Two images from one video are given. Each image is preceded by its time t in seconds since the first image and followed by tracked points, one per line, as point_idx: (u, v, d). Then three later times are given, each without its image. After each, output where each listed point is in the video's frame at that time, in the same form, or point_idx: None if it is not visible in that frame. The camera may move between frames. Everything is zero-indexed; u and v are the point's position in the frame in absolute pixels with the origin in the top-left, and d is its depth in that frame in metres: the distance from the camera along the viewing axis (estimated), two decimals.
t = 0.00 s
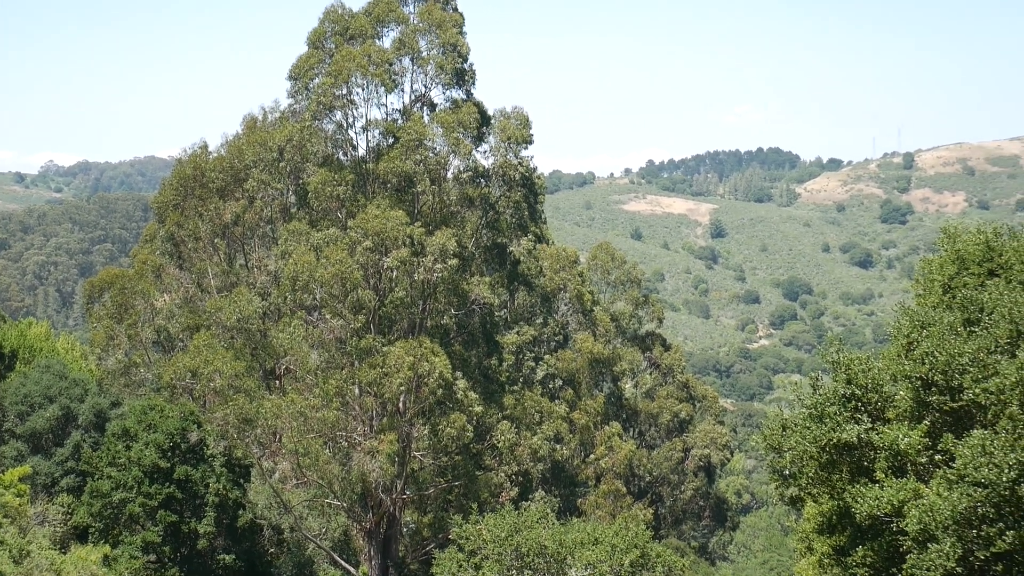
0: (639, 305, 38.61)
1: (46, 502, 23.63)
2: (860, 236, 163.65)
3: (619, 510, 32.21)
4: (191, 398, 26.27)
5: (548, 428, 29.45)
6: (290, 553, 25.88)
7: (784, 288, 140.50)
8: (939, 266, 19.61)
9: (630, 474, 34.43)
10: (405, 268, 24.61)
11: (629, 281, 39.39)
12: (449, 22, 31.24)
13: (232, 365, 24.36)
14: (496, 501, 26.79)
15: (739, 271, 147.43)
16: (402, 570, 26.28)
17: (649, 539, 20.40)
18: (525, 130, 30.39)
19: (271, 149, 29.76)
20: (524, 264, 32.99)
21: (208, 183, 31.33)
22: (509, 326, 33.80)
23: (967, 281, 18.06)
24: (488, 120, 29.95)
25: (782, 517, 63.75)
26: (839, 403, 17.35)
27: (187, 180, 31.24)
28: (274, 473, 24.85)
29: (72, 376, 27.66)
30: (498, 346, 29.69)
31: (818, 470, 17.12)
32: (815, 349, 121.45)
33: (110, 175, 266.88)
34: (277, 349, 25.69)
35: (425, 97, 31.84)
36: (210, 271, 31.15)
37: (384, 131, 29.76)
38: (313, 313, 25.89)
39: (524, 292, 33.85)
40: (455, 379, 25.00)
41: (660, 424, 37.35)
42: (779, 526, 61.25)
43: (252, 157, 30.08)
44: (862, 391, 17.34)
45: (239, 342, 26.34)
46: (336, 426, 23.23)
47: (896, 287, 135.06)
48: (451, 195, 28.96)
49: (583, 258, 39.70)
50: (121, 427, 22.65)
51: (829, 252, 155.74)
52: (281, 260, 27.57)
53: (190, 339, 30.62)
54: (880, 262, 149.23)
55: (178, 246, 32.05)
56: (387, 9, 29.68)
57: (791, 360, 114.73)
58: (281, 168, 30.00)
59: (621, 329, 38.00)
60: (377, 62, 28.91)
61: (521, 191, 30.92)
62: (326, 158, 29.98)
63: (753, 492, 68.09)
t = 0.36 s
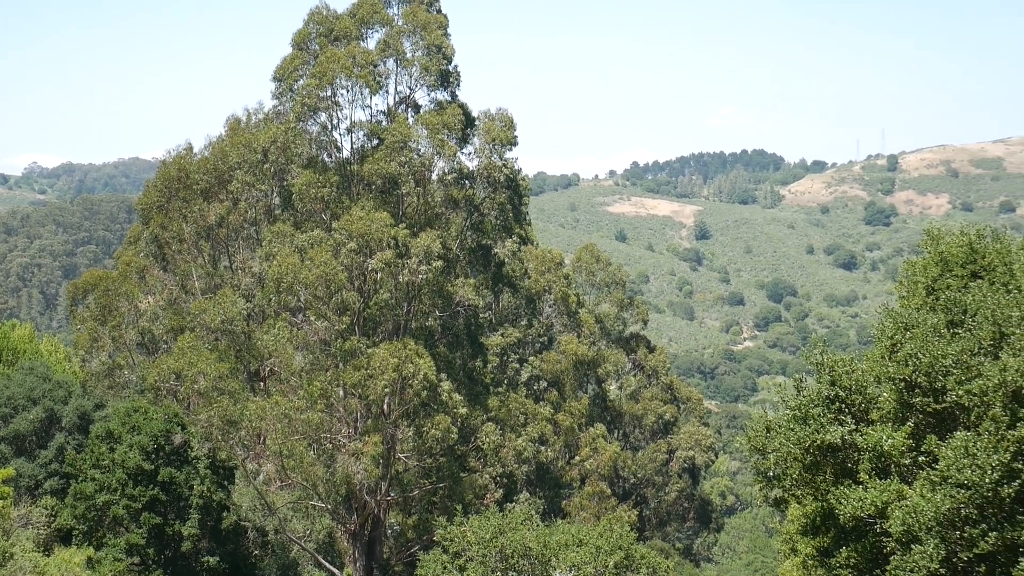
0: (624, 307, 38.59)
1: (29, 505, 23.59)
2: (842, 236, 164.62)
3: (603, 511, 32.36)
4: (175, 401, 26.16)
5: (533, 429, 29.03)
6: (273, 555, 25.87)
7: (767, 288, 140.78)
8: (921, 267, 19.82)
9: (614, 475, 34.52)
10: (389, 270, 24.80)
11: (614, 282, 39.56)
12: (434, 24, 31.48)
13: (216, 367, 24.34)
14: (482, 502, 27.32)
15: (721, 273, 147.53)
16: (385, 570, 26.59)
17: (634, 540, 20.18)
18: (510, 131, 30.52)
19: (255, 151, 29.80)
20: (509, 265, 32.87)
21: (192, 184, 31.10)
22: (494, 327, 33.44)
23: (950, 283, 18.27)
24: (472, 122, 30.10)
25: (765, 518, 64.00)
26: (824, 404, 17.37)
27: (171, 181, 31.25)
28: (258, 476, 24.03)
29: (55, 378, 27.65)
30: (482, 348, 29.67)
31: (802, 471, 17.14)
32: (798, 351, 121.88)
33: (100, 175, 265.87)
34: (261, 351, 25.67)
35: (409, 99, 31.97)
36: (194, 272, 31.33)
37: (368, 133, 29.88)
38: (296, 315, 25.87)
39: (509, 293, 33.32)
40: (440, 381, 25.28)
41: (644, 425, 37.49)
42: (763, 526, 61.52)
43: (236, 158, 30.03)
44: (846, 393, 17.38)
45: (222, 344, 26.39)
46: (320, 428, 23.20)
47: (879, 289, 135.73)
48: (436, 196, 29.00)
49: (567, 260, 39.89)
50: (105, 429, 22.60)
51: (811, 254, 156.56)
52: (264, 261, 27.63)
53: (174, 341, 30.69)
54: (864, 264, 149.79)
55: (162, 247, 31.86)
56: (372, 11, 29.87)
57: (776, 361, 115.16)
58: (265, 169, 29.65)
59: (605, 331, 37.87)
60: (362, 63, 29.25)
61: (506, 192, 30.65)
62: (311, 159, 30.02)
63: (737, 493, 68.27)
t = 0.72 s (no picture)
0: (608, 306, 38.76)
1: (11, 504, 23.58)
2: (825, 236, 165.34)
3: (586, 510, 32.41)
4: (158, 399, 26.33)
5: (517, 429, 29.82)
6: (256, 554, 26.07)
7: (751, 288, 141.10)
8: (904, 267, 19.93)
9: (598, 474, 34.59)
10: (373, 269, 24.87)
11: (598, 281, 39.62)
12: (417, 23, 31.53)
13: (199, 365, 24.34)
14: (464, 501, 27.21)
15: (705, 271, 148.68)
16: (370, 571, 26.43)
17: (617, 540, 20.26)
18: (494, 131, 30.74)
19: (238, 149, 29.81)
20: (492, 264, 33.14)
21: (175, 183, 31.34)
22: (478, 325, 33.83)
23: (933, 283, 18.38)
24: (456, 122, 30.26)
25: (748, 517, 64.13)
26: (806, 404, 17.41)
27: (155, 179, 31.23)
28: (241, 474, 24.18)
29: (38, 376, 27.70)
30: (466, 346, 30.00)
31: (785, 470, 17.17)
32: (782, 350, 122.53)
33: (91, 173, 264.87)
34: (244, 350, 25.62)
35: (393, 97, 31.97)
36: (177, 270, 31.05)
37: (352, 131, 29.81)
38: (279, 313, 25.78)
39: (492, 292, 33.71)
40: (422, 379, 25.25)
41: (627, 425, 37.50)
42: (746, 526, 61.65)
43: (219, 157, 29.98)
44: (829, 392, 17.40)
45: (205, 342, 26.35)
46: (303, 427, 23.11)
47: (861, 288, 136.21)
48: (420, 195, 29.00)
49: (552, 259, 39.91)
50: (87, 427, 22.55)
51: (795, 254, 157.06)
52: (248, 260, 27.68)
53: (157, 339, 30.79)
54: (847, 263, 150.29)
55: (145, 246, 31.84)
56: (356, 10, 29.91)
57: (758, 360, 115.43)
58: (249, 168, 29.99)
59: (589, 329, 38.15)
60: (345, 63, 29.25)
61: (490, 191, 31.25)
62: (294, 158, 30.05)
63: (720, 492, 68.34)
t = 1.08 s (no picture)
0: (597, 305, 39.06)
1: None
2: (814, 236, 165.91)
3: (574, 509, 32.71)
4: (146, 397, 25.97)
5: (506, 428, 29.76)
6: (244, 552, 25.99)
7: (740, 288, 141.41)
8: (893, 266, 20.01)
9: (586, 473, 34.66)
10: (362, 268, 24.89)
11: (588, 280, 39.83)
12: (407, 21, 31.55)
13: (187, 364, 24.25)
14: (453, 500, 27.52)
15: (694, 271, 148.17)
16: (358, 569, 26.63)
17: (605, 538, 20.50)
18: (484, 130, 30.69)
19: (227, 147, 29.89)
20: (481, 263, 33.14)
21: (164, 181, 31.11)
22: (467, 325, 33.55)
23: (921, 282, 18.45)
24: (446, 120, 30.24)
25: (737, 516, 64.18)
26: (795, 402, 17.42)
27: (143, 177, 31.19)
28: (230, 472, 24.66)
29: (25, 375, 27.79)
30: (455, 346, 29.81)
31: (773, 469, 17.20)
32: (771, 349, 122.31)
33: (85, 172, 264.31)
34: (233, 348, 25.88)
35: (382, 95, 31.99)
36: (166, 269, 31.21)
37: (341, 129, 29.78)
38: (268, 311, 25.83)
39: (481, 290, 33.93)
40: (411, 378, 24.95)
41: (616, 423, 37.53)
42: (734, 525, 61.71)
43: (208, 156, 30.14)
44: (817, 391, 17.43)
45: (194, 341, 26.46)
46: (292, 425, 23.31)
47: (849, 288, 136.39)
48: (409, 194, 29.18)
49: (541, 258, 40.12)
50: (75, 425, 22.52)
51: (784, 253, 157.30)
52: (237, 258, 27.80)
53: (145, 337, 30.70)
54: (834, 262, 150.92)
55: (134, 244, 31.76)
56: (346, 8, 29.97)
57: (747, 360, 115.62)
58: (237, 166, 29.90)
59: (579, 329, 38.41)
60: (334, 61, 29.19)
61: (479, 190, 31.05)
62: (283, 156, 30.10)
63: (708, 492, 68.34)
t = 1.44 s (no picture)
0: (589, 306, 39.23)
1: None
2: (804, 236, 166.28)
3: (566, 509, 32.28)
4: (137, 399, 25.91)
5: (497, 429, 30.18)
6: (236, 554, 25.77)
7: (731, 288, 141.56)
8: (884, 266, 20.12)
9: (577, 473, 34.70)
10: (353, 268, 24.90)
11: (579, 280, 39.93)
12: (398, 22, 31.66)
13: (178, 364, 24.46)
14: (445, 501, 27.18)
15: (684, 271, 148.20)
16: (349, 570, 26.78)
17: (597, 538, 20.41)
18: (474, 130, 30.88)
19: (218, 147, 29.93)
20: (473, 263, 33.14)
21: (155, 181, 30.95)
22: (458, 325, 33.82)
23: (912, 282, 18.53)
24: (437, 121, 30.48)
25: (728, 517, 64.12)
26: (786, 402, 17.46)
27: (133, 178, 30.83)
28: (221, 474, 24.60)
29: (16, 376, 28.05)
30: (446, 346, 29.87)
31: (764, 469, 17.24)
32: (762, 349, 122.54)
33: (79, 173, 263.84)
34: (224, 349, 25.91)
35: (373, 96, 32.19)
36: (156, 270, 31.13)
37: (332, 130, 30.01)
38: (259, 312, 26.17)
39: (472, 291, 34.03)
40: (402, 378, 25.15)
41: (608, 424, 37.55)
42: (726, 525, 61.69)
43: (198, 157, 30.18)
44: (808, 391, 17.46)
45: (185, 341, 26.51)
46: (283, 426, 23.46)
47: (840, 287, 136.55)
48: (400, 195, 29.33)
49: (532, 258, 40.23)
50: (67, 427, 22.45)
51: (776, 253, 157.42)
52: (228, 259, 27.82)
53: (136, 339, 30.47)
54: (826, 262, 151.35)
55: (125, 245, 31.62)
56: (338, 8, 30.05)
57: (738, 360, 115.77)
58: (229, 167, 30.19)
59: (570, 329, 38.75)
60: (325, 62, 29.30)
61: (470, 191, 31.21)
62: (275, 157, 30.22)
63: (700, 492, 68.30)
